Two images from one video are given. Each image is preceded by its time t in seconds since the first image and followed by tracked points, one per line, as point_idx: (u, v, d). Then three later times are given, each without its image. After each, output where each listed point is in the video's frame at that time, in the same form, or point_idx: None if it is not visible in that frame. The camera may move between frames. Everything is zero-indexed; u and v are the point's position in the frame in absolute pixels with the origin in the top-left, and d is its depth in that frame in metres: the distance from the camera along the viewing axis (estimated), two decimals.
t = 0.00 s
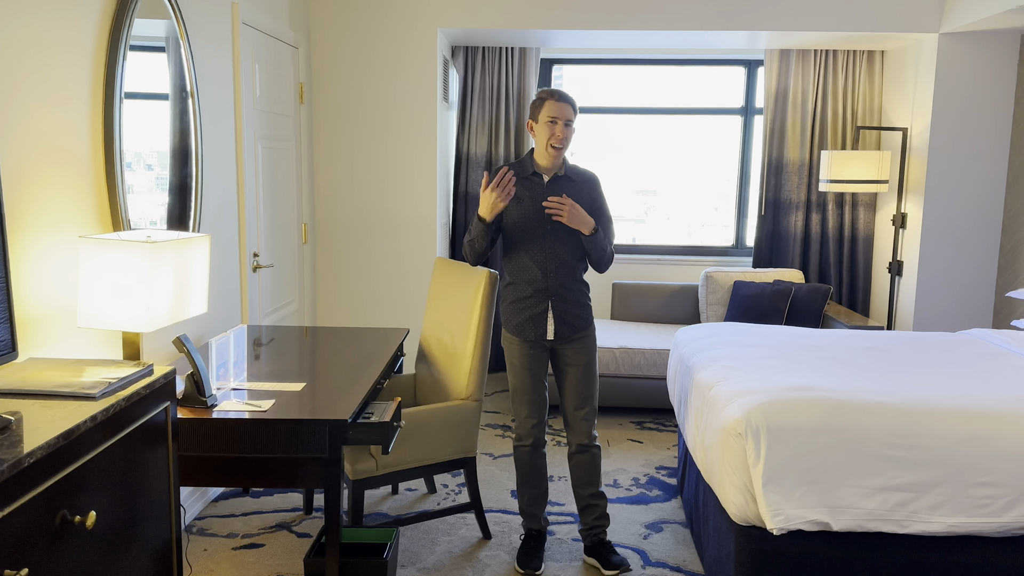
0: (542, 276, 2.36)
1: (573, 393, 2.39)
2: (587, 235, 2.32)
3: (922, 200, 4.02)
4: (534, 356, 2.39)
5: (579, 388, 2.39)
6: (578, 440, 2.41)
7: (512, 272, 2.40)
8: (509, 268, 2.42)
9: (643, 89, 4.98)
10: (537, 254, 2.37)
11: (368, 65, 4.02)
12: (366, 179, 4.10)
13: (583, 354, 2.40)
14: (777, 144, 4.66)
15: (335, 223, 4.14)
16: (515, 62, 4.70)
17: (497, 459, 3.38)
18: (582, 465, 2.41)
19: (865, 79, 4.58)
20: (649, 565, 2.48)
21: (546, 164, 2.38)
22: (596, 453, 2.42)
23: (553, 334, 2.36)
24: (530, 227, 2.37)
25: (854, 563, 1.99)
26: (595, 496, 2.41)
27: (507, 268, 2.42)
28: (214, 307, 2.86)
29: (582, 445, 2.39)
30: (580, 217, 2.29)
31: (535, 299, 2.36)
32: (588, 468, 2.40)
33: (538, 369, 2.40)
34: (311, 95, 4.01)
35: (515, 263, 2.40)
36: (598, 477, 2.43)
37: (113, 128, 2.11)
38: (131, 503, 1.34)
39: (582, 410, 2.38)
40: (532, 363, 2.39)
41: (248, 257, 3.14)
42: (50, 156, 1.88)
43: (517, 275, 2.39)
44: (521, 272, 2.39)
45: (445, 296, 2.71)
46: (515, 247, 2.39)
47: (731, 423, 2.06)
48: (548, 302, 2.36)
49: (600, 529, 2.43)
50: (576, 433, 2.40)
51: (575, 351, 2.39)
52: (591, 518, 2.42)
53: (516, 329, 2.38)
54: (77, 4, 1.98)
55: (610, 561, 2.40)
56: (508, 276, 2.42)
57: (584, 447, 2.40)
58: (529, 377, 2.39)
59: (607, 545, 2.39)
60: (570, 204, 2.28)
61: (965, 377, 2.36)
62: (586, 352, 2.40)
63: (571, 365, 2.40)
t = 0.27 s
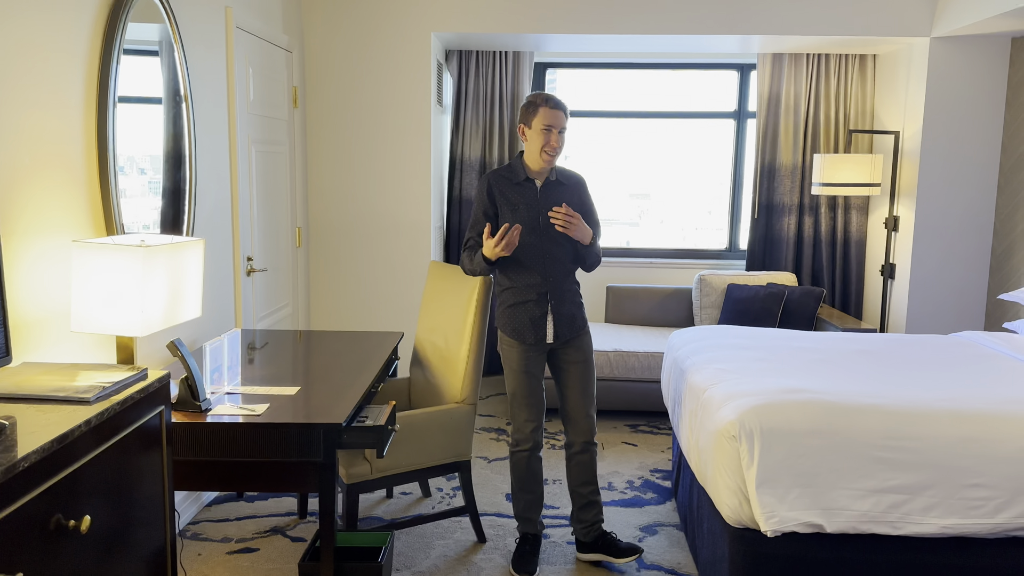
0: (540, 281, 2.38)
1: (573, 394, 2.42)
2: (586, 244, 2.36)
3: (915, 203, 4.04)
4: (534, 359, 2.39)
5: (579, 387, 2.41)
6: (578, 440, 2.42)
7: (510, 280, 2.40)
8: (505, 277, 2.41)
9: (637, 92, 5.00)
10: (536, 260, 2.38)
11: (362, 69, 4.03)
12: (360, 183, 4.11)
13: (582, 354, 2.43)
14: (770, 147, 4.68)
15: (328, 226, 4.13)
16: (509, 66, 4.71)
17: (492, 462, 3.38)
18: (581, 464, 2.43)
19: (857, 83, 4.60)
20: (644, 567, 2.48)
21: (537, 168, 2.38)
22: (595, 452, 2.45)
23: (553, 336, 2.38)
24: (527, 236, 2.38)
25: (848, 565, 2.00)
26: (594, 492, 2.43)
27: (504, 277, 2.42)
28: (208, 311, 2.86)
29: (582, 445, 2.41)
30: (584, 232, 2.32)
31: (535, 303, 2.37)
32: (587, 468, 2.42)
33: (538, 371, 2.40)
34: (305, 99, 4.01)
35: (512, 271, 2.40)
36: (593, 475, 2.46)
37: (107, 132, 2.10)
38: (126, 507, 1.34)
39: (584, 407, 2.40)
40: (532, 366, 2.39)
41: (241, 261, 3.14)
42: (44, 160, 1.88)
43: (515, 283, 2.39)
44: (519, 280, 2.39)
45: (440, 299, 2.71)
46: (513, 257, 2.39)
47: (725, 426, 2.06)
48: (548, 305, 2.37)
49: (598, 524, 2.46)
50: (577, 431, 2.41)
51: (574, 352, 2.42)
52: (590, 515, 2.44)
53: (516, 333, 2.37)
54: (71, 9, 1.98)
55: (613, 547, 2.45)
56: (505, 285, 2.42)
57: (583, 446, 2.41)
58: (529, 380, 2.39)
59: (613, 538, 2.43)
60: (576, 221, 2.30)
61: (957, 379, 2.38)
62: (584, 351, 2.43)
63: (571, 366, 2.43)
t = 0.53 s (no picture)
0: (542, 284, 2.40)
1: (573, 389, 2.50)
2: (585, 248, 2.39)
3: (906, 204, 4.06)
4: (535, 358, 2.42)
5: (577, 383, 2.49)
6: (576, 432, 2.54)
7: (511, 284, 2.42)
8: (507, 282, 2.43)
9: (630, 95, 5.01)
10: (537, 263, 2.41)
11: (355, 71, 4.03)
12: (354, 185, 4.10)
13: (581, 350, 2.48)
14: (762, 148, 4.70)
15: (322, 229, 4.13)
16: (501, 69, 4.72)
17: (486, 465, 3.38)
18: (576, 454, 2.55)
19: (849, 84, 4.62)
20: (638, 569, 2.49)
21: (531, 170, 2.39)
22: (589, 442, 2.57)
23: (554, 336, 2.41)
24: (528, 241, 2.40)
25: (841, 565, 2.00)
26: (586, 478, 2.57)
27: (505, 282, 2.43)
28: (201, 314, 2.85)
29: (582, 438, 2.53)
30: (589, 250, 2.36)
31: (537, 305, 2.40)
32: (583, 459, 2.54)
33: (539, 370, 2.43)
34: (297, 102, 4.01)
35: (513, 276, 2.41)
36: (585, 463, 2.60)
37: (98, 135, 2.10)
38: (119, 511, 1.34)
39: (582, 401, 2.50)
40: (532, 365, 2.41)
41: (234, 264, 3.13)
42: (36, 163, 1.87)
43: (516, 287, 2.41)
44: (521, 283, 2.41)
45: (433, 301, 2.71)
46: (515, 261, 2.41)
47: (718, 427, 2.07)
48: (549, 306, 2.40)
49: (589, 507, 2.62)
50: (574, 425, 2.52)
51: (573, 350, 2.47)
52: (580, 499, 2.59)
53: (518, 334, 2.39)
54: (62, 12, 1.98)
55: (601, 531, 2.59)
56: (506, 290, 2.43)
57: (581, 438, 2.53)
58: (528, 379, 2.40)
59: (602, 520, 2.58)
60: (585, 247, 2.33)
61: (949, 379, 2.39)
62: (582, 350, 2.49)
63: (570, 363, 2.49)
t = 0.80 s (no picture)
0: (552, 283, 2.47)
1: (576, 387, 2.58)
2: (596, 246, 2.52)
3: (896, 205, 4.09)
4: (540, 357, 2.46)
5: (579, 381, 2.56)
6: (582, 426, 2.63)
7: (521, 283, 2.47)
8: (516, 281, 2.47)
9: (621, 97, 5.03)
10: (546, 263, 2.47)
11: (346, 75, 4.03)
12: (344, 189, 4.10)
13: (584, 350, 2.55)
14: (753, 151, 4.73)
15: (314, 233, 4.12)
16: (493, 72, 4.73)
17: (479, 468, 3.38)
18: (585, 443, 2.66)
19: (839, 87, 4.65)
20: (632, 571, 2.50)
21: (543, 172, 2.46)
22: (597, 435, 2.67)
23: (560, 335, 2.47)
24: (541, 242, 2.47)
25: (833, 566, 2.02)
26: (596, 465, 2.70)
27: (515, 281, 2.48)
28: (192, 319, 2.84)
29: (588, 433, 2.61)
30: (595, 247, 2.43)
31: (544, 304, 2.46)
32: (592, 450, 2.63)
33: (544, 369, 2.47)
34: (288, 106, 4.01)
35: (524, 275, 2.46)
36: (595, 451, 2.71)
37: (89, 140, 2.09)
38: (111, 518, 1.33)
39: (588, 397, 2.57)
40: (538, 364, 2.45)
41: (226, 269, 3.12)
42: (26, 168, 1.87)
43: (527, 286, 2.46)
44: (531, 283, 2.46)
45: (426, 306, 2.71)
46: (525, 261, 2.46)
47: (710, 429, 2.08)
48: (555, 305, 2.46)
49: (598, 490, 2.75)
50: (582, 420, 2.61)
51: (577, 349, 2.53)
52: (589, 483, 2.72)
53: (525, 333, 2.43)
54: (52, 17, 1.97)
55: (609, 517, 2.74)
56: (516, 289, 2.48)
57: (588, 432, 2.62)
58: (532, 378, 2.43)
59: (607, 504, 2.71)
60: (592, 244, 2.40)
61: (938, 380, 2.41)
62: (586, 348, 2.55)
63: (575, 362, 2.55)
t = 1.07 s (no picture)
0: (575, 286, 2.56)
1: (592, 388, 2.66)
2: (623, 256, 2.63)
3: (888, 206, 4.11)
4: (560, 355, 2.56)
5: (597, 381, 2.64)
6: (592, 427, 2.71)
7: (545, 285, 2.56)
8: (541, 283, 2.57)
9: (613, 101, 5.04)
10: (571, 266, 2.57)
11: (338, 80, 4.03)
12: (337, 194, 4.10)
13: (603, 351, 2.63)
14: (744, 154, 4.75)
15: (307, 238, 4.12)
16: (485, 76, 4.74)
17: (474, 472, 3.38)
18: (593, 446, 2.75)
19: (830, 89, 4.68)
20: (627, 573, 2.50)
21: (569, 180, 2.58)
22: (604, 439, 2.76)
23: (580, 336, 2.56)
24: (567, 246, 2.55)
25: (828, 566, 2.02)
26: (599, 470, 2.77)
27: (539, 283, 2.57)
28: (185, 324, 2.84)
29: (598, 434, 2.70)
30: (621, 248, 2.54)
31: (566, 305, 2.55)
32: (596, 453, 2.73)
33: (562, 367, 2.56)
34: (281, 111, 4.00)
35: (548, 277, 2.56)
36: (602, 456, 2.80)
37: (81, 146, 2.09)
38: (106, 524, 1.33)
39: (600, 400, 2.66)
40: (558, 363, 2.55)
41: (219, 274, 3.12)
42: (17, 175, 1.86)
43: (551, 288, 2.56)
44: (555, 285, 2.56)
45: (420, 310, 2.72)
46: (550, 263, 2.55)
47: (704, 430, 2.09)
48: (576, 307, 2.55)
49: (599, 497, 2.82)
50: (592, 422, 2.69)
51: (596, 350, 2.61)
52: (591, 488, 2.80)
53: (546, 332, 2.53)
54: (44, 23, 1.97)
55: (609, 522, 2.76)
56: (540, 290, 2.57)
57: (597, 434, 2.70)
58: (550, 376, 2.54)
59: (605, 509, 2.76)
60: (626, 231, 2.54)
61: (930, 381, 2.42)
62: (605, 351, 2.63)
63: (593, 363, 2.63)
